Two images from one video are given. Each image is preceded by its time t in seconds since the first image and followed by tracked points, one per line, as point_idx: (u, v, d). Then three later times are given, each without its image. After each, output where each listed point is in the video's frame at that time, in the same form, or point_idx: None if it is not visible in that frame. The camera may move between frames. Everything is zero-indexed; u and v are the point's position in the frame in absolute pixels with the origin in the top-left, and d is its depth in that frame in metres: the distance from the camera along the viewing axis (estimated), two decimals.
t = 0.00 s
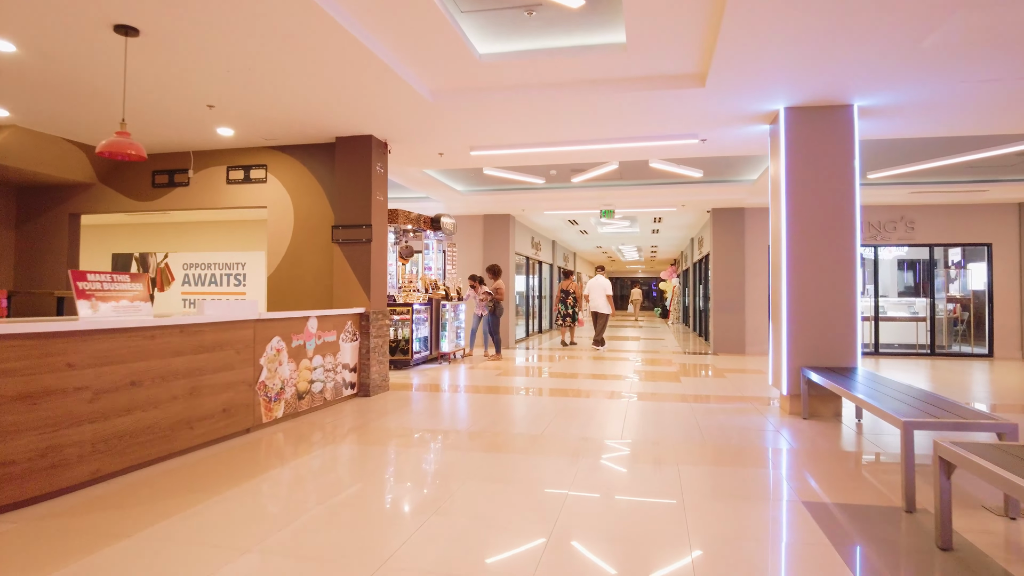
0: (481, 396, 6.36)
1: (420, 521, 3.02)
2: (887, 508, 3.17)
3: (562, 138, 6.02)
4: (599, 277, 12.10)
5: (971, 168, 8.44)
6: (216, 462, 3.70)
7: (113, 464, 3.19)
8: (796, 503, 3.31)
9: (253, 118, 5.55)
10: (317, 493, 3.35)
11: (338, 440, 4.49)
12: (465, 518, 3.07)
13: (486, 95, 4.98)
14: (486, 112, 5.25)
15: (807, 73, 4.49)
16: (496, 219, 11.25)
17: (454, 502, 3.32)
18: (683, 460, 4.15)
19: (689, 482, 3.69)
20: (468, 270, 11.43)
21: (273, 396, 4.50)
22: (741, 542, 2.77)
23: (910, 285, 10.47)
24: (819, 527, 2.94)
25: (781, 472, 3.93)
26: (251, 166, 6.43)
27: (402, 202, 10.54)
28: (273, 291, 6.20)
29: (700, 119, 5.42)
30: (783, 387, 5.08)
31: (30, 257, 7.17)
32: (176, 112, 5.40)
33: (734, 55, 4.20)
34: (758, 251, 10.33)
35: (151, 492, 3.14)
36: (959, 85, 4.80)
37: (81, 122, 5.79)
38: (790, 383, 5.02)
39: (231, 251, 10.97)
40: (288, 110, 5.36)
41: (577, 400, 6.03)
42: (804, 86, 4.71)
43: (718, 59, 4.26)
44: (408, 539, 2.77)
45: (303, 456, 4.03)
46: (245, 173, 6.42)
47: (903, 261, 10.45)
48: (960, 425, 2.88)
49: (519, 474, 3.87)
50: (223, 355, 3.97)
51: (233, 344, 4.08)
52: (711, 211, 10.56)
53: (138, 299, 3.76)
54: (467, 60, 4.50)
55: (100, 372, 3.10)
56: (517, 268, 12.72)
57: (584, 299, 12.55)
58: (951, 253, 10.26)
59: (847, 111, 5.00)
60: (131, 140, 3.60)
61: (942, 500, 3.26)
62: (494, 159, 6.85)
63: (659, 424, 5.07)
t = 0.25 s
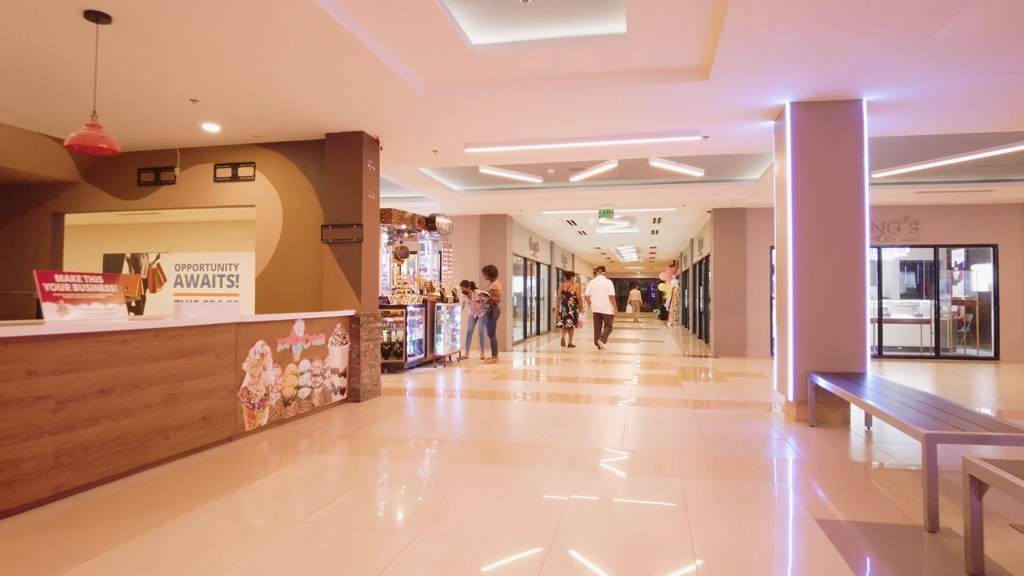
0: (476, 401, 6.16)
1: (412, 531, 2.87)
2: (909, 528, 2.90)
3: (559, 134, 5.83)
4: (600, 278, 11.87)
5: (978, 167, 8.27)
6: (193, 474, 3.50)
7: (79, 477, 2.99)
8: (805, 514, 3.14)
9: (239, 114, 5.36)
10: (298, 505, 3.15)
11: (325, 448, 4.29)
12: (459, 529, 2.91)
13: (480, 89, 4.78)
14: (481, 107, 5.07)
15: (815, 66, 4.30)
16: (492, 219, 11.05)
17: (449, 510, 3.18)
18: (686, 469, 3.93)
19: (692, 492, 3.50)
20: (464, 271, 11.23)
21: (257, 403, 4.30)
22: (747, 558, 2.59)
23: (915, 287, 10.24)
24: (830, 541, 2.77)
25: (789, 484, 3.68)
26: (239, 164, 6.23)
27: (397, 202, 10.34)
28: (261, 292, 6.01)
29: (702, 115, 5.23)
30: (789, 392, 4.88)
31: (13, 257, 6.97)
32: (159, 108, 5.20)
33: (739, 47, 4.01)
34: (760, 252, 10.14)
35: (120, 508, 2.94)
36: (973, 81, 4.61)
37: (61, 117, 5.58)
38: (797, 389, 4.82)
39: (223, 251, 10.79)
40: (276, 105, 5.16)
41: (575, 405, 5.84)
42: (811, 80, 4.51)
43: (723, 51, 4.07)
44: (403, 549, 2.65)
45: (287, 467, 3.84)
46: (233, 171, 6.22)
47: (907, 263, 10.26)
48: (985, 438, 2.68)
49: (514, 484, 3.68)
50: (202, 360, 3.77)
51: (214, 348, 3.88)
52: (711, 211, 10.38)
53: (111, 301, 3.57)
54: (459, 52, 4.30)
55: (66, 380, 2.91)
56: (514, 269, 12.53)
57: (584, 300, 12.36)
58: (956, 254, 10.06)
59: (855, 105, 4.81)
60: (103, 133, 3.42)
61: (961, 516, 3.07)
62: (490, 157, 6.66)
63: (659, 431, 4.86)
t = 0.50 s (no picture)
0: (464, 404, 5.92)
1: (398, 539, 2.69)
2: (924, 546, 2.65)
3: (551, 126, 5.60)
4: (599, 278, 11.66)
5: (979, 164, 8.09)
6: (154, 484, 3.26)
7: (24, 491, 2.73)
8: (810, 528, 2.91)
9: (214, 103, 5.11)
10: (265, 518, 2.91)
11: (301, 455, 4.05)
12: (441, 539, 2.69)
13: (466, 77, 4.55)
14: (468, 96, 4.83)
15: (819, 53, 4.08)
16: (484, 217, 10.81)
17: (437, 514, 3.02)
18: (682, 477, 3.69)
19: (689, 500, 3.29)
20: (455, 270, 10.99)
21: (228, 408, 4.06)
22: None
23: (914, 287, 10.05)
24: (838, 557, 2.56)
25: (789, 494, 3.44)
26: (217, 157, 5.98)
27: (386, 199, 10.10)
28: (239, 290, 5.77)
29: (699, 106, 5.00)
30: (789, 396, 4.67)
31: None
32: (130, 97, 4.95)
33: (739, 31, 3.79)
34: (756, 251, 9.94)
35: (67, 526, 2.69)
36: (982, 71, 4.42)
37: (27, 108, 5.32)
38: (798, 393, 4.60)
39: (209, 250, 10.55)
40: (252, 94, 4.92)
41: (566, 409, 5.61)
42: (814, 68, 4.30)
43: (722, 35, 3.84)
44: (385, 559, 2.48)
45: (257, 476, 3.59)
46: (210, 164, 5.98)
47: (906, 262, 10.08)
48: (1008, 449, 2.47)
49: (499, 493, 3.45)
50: (166, 362, 3.53)
51: (179, 350, 3.63)
52: (707, 210, 10.17)
53: (65, 300, 3.33)
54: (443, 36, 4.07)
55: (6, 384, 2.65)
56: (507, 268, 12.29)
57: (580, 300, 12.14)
58: (955, 253, 9.88)
59: (859, 95, 4.59)
60: (55, 118, 3.16)
61: (977, 530, 2.85)
62: (480, 151, 6.42)
63: (654, 435, 4.64)
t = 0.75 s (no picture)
0: (453, 410, 5.69)
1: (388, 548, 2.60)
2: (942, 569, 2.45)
3: (543, 120, 5.39)
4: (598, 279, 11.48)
5: (981, 162, 7.93)
6: (114, 499, 3.03)
7: None
8: (814, 542, 2.75)
9: (190, 96, 4.88)
10: (229, 535, 2.69)
11: (277, 465, 3.82)
12: (428, 553, 2.54)
13: (452, 67, 4.34)
14: (455, 87, 4.61)
15: (823, 43, 3.88)
16: (476, 217, 10.60)
17: (429, 520, 2.92)
18: (679, 487, 3.49)
19: (684, 511, 3.11)
20: (447, 271, 10.78)
21: (200, 416, 3.84)
22: None
23: (915, 288, 9.93)
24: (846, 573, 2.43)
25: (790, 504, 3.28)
26: (196, 153, 5.75)
27: (376, 198, 9.88)
28: (219, 292, 5.55)
29: (697, 99, 4.80)
30: (792, 404, 4.45)
31: None
32: (102, 88, 4.72)
33: (740, 19, 3.59)
34: (753, 251, 9.76)
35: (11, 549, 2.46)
36: (992, 64, 4.22)
37: None
38: (800, 398, 4.40)
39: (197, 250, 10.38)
40: (230, 86, 4.69)
41: (558, 415, 5.40)
42: (817, 58, 4.10)
43: (723, 22, 3.63)
44: (374, 568, 2.39)
45: (227, 489, 3.36)
46: (189, 161, 5.75)
47: (907, 262, 9.94)
48: None
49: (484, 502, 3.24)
50: (131, 368, 3.30)
51: (146, 355, 3.41)
52: (703, 209, 9.98)
53: (17, 302, 3.10)
54: (427, 23, 3.86)
55: None
56: (500, 268, 12.08)
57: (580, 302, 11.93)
58: (955, 253, 9.73)
59: (863, 87, 4.40)
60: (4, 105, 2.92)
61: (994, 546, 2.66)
62: (470, 147, 6.20)
63: (648, 442, 4.45)
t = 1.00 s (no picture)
0: (445, 416, 5.45)
1: (384, 556, 2.52)
2: None
3: (538, 113, 5.16)
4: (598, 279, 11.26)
5: (989, 159, 7.72)
6: (71, 518, 2.78)
7: None
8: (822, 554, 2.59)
9: (167, 87, 4.64)
10: (189, 558, 2.44)
11: (253, 476, 3.59)
12: (428, 565, 2.43)
13: (442, 55, 4.10)
14: (445, 77, 4.38)
15: (835, 28, 3.65)
16: (471, 216, 10.37)
17: (424, 528, 2.82)
18: (680, 499, 3.26)
19: (686, 525, 2.90)
20: (442, 271, 10.54)
21: (171, 424, 3.60)
22: None
23: (920, 287, 9.71)
24: None
25: (798, 514, 3.10)
26: (176, 147, 5.51)
27: (369, 195, 9.64)
28: (200, 292, 5.32)
29: (700, 88, 4.57)
30: (800, 411, 4.21)
31: None
32: (73, 79, 4.48)
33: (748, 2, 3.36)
34: (755, 250, 9.53)
35: None
36: (1011, 52, 3.99)
37: None
38: (808, 404, 4.17)
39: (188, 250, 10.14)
40: (207, 76, 4.45)
41: (553, 420, 5.18)
42: (828, 45, 3.86)
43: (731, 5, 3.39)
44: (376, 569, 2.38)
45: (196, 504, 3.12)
46: (169, 156, 5.51)
47: (911, 262, 9.72)
48: None
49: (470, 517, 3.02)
50: (93, 374, 3.07)
51: (110, 359, 3.17)
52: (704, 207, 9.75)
53: None
54: (413, 6, 3.61)
55: None
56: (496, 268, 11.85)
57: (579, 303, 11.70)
58: (960, 252, 9.51)
59: (874, 76, 4.18)
60: None
61: None
62: (462, 142, 5.96)
63: (647, 449, 4.24)
